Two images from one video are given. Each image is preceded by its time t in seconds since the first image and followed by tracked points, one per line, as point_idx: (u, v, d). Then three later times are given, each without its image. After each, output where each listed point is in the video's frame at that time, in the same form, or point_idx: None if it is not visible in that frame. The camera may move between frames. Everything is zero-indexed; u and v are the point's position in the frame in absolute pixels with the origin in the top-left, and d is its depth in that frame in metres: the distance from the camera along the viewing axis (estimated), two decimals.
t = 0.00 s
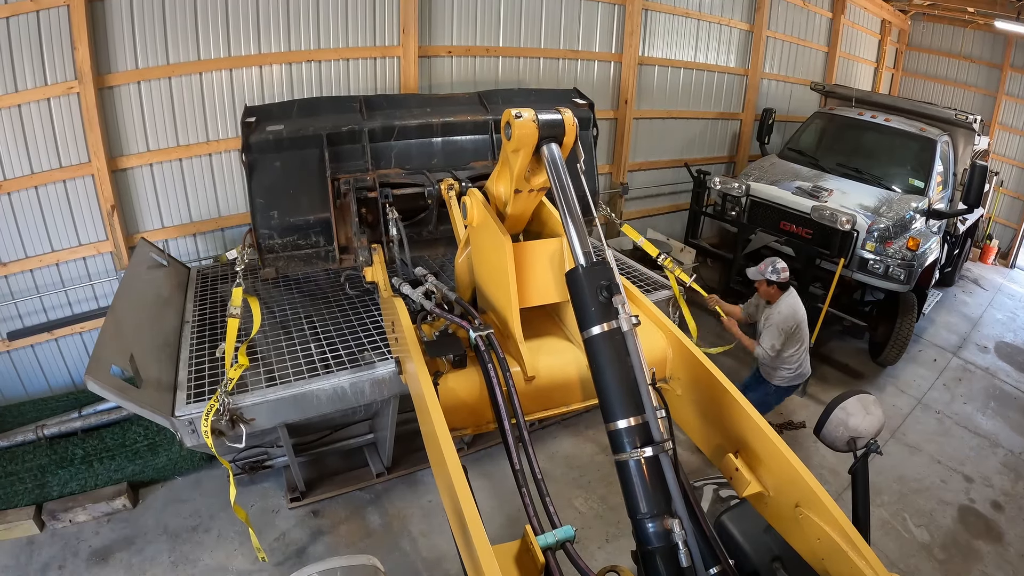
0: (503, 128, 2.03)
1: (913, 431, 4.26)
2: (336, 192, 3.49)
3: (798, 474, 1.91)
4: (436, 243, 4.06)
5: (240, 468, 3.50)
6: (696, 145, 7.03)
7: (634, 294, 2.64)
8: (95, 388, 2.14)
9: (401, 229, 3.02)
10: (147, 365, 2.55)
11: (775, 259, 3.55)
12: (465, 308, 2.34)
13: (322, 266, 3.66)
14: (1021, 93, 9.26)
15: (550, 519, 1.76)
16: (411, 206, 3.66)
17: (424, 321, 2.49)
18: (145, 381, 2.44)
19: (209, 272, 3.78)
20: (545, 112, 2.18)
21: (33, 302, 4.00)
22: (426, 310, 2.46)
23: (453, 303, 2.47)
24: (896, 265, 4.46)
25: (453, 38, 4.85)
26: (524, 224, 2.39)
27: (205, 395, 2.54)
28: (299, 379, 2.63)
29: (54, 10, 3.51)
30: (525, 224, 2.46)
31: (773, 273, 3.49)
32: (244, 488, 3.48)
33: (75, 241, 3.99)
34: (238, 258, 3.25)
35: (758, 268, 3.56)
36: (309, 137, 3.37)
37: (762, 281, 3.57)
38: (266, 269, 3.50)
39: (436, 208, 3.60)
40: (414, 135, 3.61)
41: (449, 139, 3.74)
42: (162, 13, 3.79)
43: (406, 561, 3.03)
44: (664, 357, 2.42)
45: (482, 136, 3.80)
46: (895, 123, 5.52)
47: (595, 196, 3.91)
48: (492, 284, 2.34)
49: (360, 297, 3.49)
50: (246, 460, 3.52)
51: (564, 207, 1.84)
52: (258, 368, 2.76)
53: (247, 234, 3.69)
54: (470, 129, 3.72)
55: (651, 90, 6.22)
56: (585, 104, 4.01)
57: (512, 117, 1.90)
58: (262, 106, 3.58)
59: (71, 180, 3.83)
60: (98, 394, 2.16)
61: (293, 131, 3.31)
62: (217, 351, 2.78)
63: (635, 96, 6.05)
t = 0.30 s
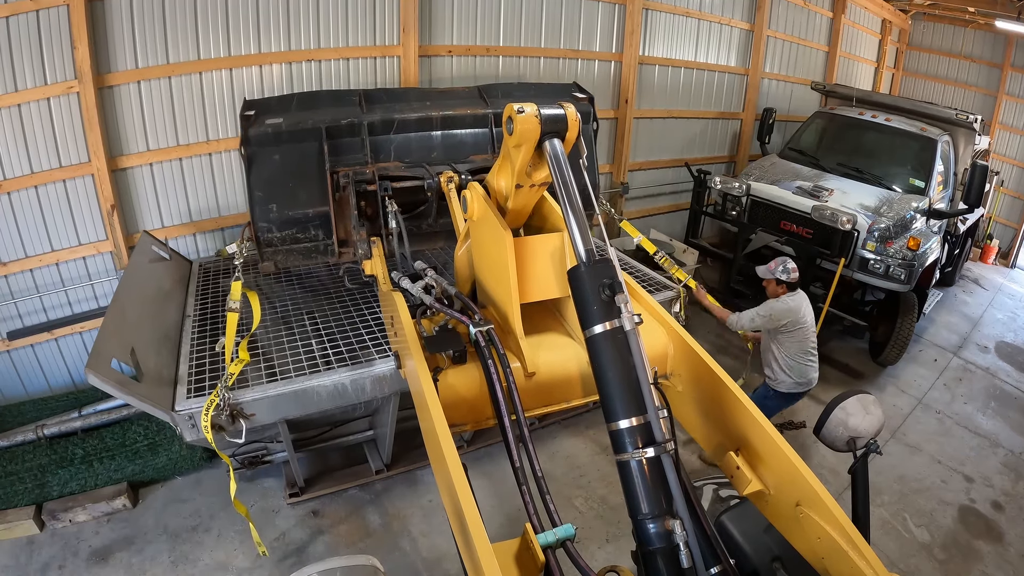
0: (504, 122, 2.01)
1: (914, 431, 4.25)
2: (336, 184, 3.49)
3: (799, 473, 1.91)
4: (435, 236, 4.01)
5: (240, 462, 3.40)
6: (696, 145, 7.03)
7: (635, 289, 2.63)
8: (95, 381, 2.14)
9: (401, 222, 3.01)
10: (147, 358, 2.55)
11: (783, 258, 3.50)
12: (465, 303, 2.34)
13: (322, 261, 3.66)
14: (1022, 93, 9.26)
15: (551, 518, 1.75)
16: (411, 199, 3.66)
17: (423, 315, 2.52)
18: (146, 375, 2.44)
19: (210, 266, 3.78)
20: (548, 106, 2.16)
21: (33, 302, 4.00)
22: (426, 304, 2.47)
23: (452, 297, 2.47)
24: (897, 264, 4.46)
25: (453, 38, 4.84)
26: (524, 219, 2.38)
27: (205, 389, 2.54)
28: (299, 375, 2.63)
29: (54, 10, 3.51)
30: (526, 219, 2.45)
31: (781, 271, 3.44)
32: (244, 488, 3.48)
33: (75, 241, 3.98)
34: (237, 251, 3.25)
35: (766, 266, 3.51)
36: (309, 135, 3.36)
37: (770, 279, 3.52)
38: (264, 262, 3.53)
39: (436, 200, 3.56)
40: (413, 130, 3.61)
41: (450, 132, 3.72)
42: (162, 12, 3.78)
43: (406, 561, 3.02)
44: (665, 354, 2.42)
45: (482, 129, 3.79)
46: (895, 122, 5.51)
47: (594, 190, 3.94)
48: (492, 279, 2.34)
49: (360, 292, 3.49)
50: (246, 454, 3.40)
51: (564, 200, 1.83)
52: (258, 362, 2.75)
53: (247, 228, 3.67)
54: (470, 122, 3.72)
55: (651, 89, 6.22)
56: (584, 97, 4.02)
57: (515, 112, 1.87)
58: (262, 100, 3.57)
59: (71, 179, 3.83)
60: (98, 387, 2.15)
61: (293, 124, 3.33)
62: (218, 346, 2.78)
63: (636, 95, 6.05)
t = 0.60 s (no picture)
0: (504, 121, 2.00)
1: (914, 431, 4.25)
2: (336, 184, 3.49)
3: (799, 472, 1.91)
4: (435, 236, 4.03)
5: (240, 462, 3.38)
6: (696, 145, 7.03)
7: (636, 288, 2.63)
8: (95, 380, 2.14)
9: (401, 222, 3.00)
10: (147, 358, 2.55)
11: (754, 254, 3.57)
12: (465, 302, 2.34)
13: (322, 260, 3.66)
14: (1022, 92, 9.26)
15: (551, 517, 1.75)
16: (411, 198, 3.65)
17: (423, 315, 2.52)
18: (146, 374, 2.44)
19: (211, 265, 3.78)
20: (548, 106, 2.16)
21: (33, 302, 4.00)
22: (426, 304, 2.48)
23: (452, 296, 2.47)
24: (897, 265, 4.46)
25: (453, 38, 4.84)
26: (524, 219, 2.38)
27: (205, 389, 2.54)
28: (299, 374, 2.63)
29: (54, 10, 3.51)
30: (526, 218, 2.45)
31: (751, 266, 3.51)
32: (245, 488, 3.47)
33: (75, 241, 3.98)
34: (238, 250, 3.26)
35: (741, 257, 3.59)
36: (309, 135, 3.36)
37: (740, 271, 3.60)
38: (264, 262, 3.53)
39: (436, 201, 3.51)
40: (413, 128, 3.61)
41: (449, 132, 3.72)
42: (162, 12, 3.78)
43: (406, 561, 3.02)
44: (665, 354, 2.41)
45: (482, 129, 3.79)
46: (895, 122, 5.51)
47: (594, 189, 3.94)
48: (492, 279, 2.34)
49: (360, 290, 3.49)
50: (246, 454, 3.39)
51: (564, 199, 1.83)
52: (258, 362, 2.75)
53: (247, 227, 3.67)
54: (470, 121, 3.72)
55: (651, 89, 6.22)
56: (584, 96, 4.02)
57: (514, 112, 1.86)
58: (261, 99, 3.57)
59: (71, 180, 3.83)
60: (98, 387, 2.16)
61: (292, 124, 3.33)
62: (218, 345, 2.78)
63: (636, 95, 6.05)
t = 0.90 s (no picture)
0: (504, 120, 2.00)
1: (913, 431, 4.25)
2: (336, 184, 3.49)
3: (799, 472, 1.91)
4: (435, 235, 4.03)
5: (240, 461, 3.39)
6: (696, 145, 7.03)
7: (636, 288, 2.63)
8: (95, 380, 2.14)
9: (400, 222, 2.97)
10: (147, 357, 2.55)
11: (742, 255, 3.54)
12: (465, 302, 2.34)
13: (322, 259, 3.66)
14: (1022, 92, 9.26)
15: (550, 517, 1.75)
16: (411, 198, 3.62)
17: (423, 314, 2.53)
18: (146, 373, 2.44)
19: (212, 264, 3.79)
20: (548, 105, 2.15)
21: (33, 302, 4.00)
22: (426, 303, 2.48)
23: (452, 296, 2.47)
24: (896, 265, 4.46)
25: (453, 38, 4.84)
26: (524, 218, 2.38)
27: (205, 388, 2.53)
28: (300, 374, 2.63)
29: (54, 10, 3.51)
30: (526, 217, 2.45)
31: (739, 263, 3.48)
32: (245, 488, 3.47)
33: (75, 241, 3.98)
34: (238, 250, 3.26)
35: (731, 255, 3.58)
36: (309, 135, 3.36)
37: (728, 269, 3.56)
38: (264, 262, 3.53)
39: (436, 202, 3.46)
40: (413, 126, 3.61)
41: (449, 131, 3.73)
42: (162, 12, 3.78)
43: (405, 560, 3.02)
44: (665, 353, 2.41)
45: (482, 128, 3.80)
46: (895, 122, 5.50)
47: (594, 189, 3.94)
48: (492, 278, 2.34)
49: (360, 290, 3.49)
50: (246, 453, 3.39)
51: (564, 198, 1.83)
52: (259, 361, 2.75)
53: (247, 227, 3.67)
54: (470, 120, 3.73)
55: (651, 89, 6.22)
56: (585, 96, 4.03)
57: (514, 111, 1.86)
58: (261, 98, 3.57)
59: (71, 180, 3.83)
60: (98, 386, 2.16)
61: (292, 123, 3.33)
62: (218, 344, 2.78)
63: (636, 95, 6.05)
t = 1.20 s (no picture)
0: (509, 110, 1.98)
1: (915, 430, 4.24)
2: (336, 171, 3.49)
3: (802, 469, 1.91)
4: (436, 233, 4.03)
5: (240, 451, 3.42)
6: (698, 144, 7.02)
7: (642, 283, 2.62)
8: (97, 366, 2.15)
9: (401, 209, 3.07)
10: (150, 345, 2.55)
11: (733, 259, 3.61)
12: (466, 293, 2.34)
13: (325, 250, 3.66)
14: None
15: (553, 514, 1.75)
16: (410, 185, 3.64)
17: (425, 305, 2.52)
18: (148, 362, 2.45)
19: (218, 254, 3.78)
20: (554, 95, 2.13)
21: (34, 301, 4.00)
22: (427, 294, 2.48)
23: (454, 287, 2.47)
24: (899, 263, 4.45)
25: (454, 37, 4.84)
26: (527, 209, 2.36)
27: (207, 378, 2.53)
28: (303, 366, 2.62)
29: (55, 10, 3.51)
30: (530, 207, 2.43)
31: (733, 269, 3.51)
32: (247, 487, 3.47)
33: (76, 240, 3.98)
34: (238, 238, 3.26)
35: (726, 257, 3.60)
36: (308, 125, 3.36)
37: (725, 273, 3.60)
38: (263, 252, 3.54)
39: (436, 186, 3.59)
40: (415, 116, 3.61)
41: (450, 120, 3.72)
42: (163, 11, 3.78)
43: (407, 560, 3.02)
44: (669, 346, 2.41)
45: (483, 117, 3.78)
46: (897, 121, 5.49)
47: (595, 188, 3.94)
48: (495, 269, 2.34)
49: (363, 278, 3.47)
50: (246, 444, 3.43)
51: (570, 187, 1.78)
52: (262, 352, 2.75)
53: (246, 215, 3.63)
54: (472, 109, 3.72)
55: (652, 88, 6.21)
56: (586, 86, 4.02)
57: (520, 102, 1.85)
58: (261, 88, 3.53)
59: (72, 179, 3.84)
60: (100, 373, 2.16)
61: (292, 111, 3.33)
62: (221, 335, 2.78)
63: (637, 94, 6.04)
